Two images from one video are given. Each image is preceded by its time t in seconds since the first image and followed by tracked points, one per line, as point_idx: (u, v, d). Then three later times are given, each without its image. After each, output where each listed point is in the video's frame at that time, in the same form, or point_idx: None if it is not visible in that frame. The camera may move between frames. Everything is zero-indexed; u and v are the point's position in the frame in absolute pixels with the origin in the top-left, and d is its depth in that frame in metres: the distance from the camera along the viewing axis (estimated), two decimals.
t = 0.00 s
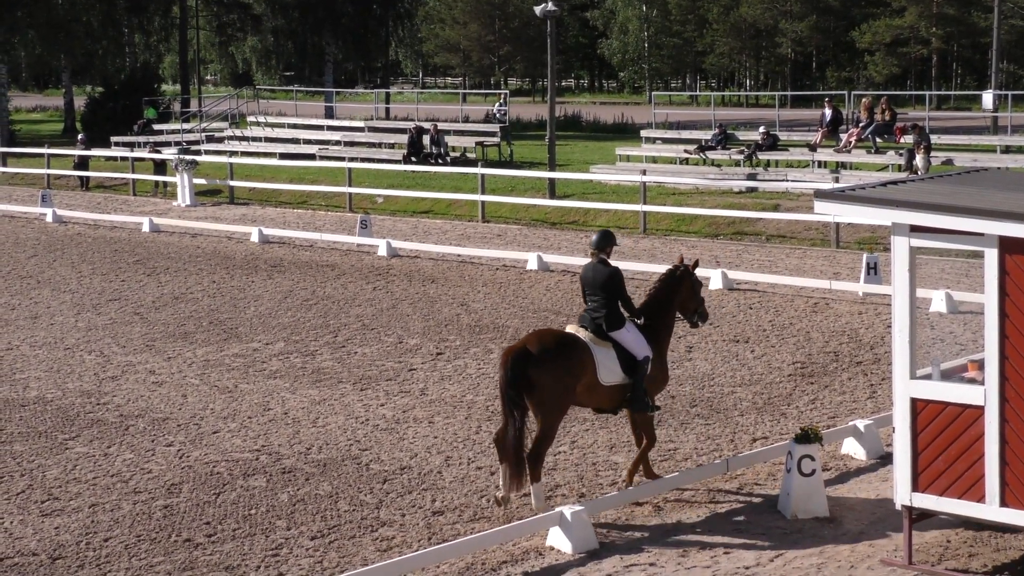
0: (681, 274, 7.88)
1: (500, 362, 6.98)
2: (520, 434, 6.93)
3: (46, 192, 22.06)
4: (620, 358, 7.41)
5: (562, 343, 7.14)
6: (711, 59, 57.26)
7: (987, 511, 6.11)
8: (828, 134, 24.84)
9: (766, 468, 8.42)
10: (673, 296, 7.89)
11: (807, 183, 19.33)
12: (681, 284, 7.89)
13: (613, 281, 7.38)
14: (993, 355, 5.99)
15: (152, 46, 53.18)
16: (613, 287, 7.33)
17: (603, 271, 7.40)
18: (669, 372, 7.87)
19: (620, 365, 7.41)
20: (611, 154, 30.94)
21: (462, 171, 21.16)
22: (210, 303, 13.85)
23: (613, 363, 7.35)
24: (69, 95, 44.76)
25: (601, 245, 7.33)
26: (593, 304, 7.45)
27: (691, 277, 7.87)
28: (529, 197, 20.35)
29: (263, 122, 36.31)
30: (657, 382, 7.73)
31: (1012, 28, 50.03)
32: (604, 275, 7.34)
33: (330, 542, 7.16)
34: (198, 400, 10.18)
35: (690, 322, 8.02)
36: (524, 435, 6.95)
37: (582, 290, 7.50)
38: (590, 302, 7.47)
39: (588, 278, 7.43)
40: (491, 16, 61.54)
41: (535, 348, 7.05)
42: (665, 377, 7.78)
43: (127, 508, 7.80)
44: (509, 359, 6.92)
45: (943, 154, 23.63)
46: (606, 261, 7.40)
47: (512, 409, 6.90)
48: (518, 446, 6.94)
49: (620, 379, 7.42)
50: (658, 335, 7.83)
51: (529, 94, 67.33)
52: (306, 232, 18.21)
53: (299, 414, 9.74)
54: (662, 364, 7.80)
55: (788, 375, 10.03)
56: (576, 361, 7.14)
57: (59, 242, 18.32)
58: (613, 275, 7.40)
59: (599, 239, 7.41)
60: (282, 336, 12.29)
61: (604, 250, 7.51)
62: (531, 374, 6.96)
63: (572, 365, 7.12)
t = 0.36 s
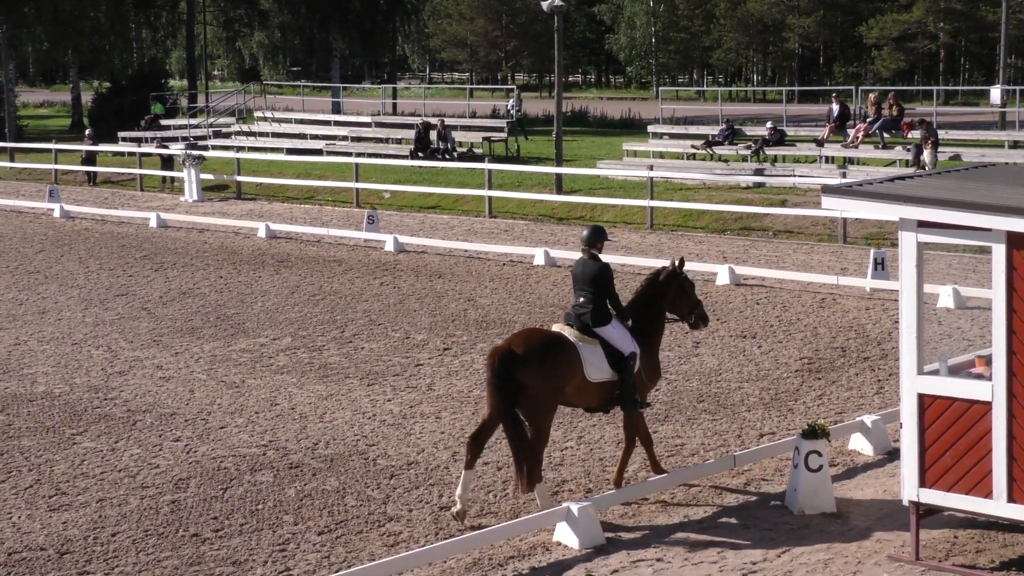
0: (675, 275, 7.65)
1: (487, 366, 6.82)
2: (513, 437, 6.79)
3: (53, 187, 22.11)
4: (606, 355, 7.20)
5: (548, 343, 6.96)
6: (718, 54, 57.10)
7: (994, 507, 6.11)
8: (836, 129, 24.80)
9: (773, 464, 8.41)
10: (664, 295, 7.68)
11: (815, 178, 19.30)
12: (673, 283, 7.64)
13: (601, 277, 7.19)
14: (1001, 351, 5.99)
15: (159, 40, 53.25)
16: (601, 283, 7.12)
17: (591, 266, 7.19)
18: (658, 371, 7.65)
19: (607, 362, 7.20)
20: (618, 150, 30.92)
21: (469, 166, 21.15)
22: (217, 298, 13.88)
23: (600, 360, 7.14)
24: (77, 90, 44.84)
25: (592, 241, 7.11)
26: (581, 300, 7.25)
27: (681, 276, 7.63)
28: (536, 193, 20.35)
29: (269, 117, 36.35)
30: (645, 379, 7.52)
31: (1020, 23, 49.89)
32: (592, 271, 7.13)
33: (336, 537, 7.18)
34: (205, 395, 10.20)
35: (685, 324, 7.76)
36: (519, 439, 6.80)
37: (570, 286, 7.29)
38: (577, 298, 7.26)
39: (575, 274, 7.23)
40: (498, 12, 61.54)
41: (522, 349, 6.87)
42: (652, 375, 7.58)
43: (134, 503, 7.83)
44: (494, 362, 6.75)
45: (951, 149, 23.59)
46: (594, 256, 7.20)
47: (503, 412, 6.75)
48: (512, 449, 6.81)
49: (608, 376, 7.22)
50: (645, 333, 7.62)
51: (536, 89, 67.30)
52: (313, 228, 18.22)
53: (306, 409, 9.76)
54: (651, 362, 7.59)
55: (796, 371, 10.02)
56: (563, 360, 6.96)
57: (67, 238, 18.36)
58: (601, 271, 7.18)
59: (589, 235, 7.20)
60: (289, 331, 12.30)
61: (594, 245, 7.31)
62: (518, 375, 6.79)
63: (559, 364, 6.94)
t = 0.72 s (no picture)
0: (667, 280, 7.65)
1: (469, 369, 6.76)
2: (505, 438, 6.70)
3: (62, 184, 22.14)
4: (592, 350, 7.17)
5: (532, 345, 6.88)
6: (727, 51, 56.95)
7: (1004, 504, 6.10)
8: (845, 126, 24.74)
9: (782, 460, 8.42)
10: (659, 296, 7.67)
11: (825, 175, 19.25)
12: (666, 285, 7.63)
13: (588, 275, 7.15)
14: (1011, 347, 5.98)
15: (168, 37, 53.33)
16: (587, 279, 7.12)
17: (576, 263, 7.22)
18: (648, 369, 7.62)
19: (593, 357, 7.18)
20: (627, 146, 30.87)
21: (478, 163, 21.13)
22: (226, 295, 13.90)
23: (586, 355, 7.11)
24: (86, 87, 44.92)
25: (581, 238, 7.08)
26: (566, 297, 7.25)
27: (678, 278, 7.59)
28: (546, 190, 20.34)
29: (278, 114, 36.37)
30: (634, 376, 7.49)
31: None
32: (577, 266, 7.15)
33: (345, 533, 7.20)
34: (215, 391, 10.23)
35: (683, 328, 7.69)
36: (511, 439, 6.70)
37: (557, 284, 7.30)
38: (563, 296, 7.26)
39: (562, 272, 7.24)
40: (506, 9, 61.47)
41: (505, 351, 6.80)
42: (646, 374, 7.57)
43: (143, 500, 7.85)
44: (475, 365, 6.68)
45: (960, 146, 23.50)
46: (581, 253, 7.22)
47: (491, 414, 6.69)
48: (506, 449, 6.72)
49: (595, 372, 7.18)
50: (636, 332, 7.60)
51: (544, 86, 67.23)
52: (322, 224, 18.23)
53: (315, 406, 9.78)
54: (642, 360, 7.57)
55: (805, 368, 10.02)
56: (547, 359, 6.89)
57: (76, 234, 18.40)
58: (589, 269, 7.16)
59: (579, 233, 7.20)
60: (298, 328, 12.32)
61: (583, 244, 7.32)
62: (501, 377, 6.73)
63: (543, 364, 6.86)
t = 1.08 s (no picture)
0: (663, 282, 7.70)
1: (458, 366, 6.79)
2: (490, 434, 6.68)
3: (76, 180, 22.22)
4: (584, 351, 7.12)
5: (524, 344, 6.90)
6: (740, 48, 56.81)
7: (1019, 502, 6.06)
8: (859, 124, 24.66)
9: (796, 458, 8.42)
10: (653, 295, 7.67)
11: (838, 172, 19.22)
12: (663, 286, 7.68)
13: (577, 274, 7.11)
14: None
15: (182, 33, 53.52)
16: (575, 279, 7.08)
17: (565, 263, 7.17)
18: (647, 369, 7.54)
19: (585, 358, 7.12)
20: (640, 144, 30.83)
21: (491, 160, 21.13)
22: (240, 292, 13.94)
23: (577, 356, 7.06)
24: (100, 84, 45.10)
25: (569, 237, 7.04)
26: (557, 297, 7.19)
27: (679, 282, 7.66)
28: (559, 187, 20.34)
29: (292, 111, 36.44)
30: (629, 376, 7.42)
31: None
32: (565, 267, 7.10)
33: (359, 530, 7.22)
34: (228, 388, 10.27)
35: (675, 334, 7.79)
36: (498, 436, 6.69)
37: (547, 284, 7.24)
38: (554, 296, 7.20)
39: (551, 272, 7.19)
40: (520, 5, 61.47)
41: (496, 349, 6.84)
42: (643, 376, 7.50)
43: (158, 496, 7.89)
44: (464, 362, 6.71)
45: (975, 143, 23.41)
46: (569, 252, 7.18)
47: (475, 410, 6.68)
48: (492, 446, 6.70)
49: (587, 374, 7.13)
50: (633, 330, 7.51)
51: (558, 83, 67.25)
52: (335, 221, 18.27)
53: (329, 403, 9.81)
54: (638, 361, 7.49)
55: (819, 365, 10.01)
56: (539, 359, 6.89)
57: (91, 231, 18.47)
58: (577, 268, 7.13)
59: (566, 232, 7.17)
60: (312, 324, 12.35)
61: (571, 243, 7.27)
62: (490, 375, 6.75)
63: (534, 364, 6.87)
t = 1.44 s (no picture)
0: (663, 282, 7.66)
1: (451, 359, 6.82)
2: (474, 428, 6.68)
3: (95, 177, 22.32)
4: (584, 352, 7.13)
5: (520, 341, 6.94)
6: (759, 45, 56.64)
7: None
8: (877, 121, 24.57)
9: (814, 456, 8.41)
10: (651, 295, 7.64)
11: (857, 169, 19.16)
12: (662, 286, 7.64)
13: (574, 273, 7.11)
14: None
15: (201, 30, 53.69)
16: (572, 278, 7.07)
17: (561, 262, 7.14)
18: (647, 370, 7.54)
19: (585, 358, 7.14)
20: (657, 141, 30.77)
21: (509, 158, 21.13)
22: (258, 289, 13.99)
23: (578, 357, 7.08)
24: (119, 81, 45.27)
25: (562, 236, 7.03)
26: (556, 296, 7.19)
27: (678, 284, 7.62)
28: (577, 184, 20.32)
29: (309, 108, 36.51)
30: (630, 376, 7.41)
31: None
32: (562, 267, 7.08)
33: (377, 527, 7.26)
34: (247, 384, 10.32)
35: (669, 337, 7.78)
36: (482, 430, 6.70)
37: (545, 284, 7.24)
38: (553, 296, 7.20)
39: (548, 271, 7.18)
40: (538, 3, 61.42)
41: (491, 345, 6.88)
42: (643, 374, 7.48)
43: (176, 492, 7.94)
44: (459, 353, 6.74)
45: (995, 140, 23.29)
46: (565, 252, 7.16)
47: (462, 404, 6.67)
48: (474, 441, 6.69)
49: (586, 374, 7.14)
50: (632, 331, 7.53)
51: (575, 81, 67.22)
52: (353, 219, 18.31)
53: (346, 400, 9.85)
54: (639, 361, 7.49)
55: (837, 363, 9.99)
56: (532, 358, 6.91)
57: (110, 228, 18.56)
58: (575, 267, 7.13)
59: (561, 231, 7.15)
60: (330, 322, 12.39)
61: (565, 242, 7.23)
62: (482, 371, 6.77)
63: (527, 364, 6.89)
